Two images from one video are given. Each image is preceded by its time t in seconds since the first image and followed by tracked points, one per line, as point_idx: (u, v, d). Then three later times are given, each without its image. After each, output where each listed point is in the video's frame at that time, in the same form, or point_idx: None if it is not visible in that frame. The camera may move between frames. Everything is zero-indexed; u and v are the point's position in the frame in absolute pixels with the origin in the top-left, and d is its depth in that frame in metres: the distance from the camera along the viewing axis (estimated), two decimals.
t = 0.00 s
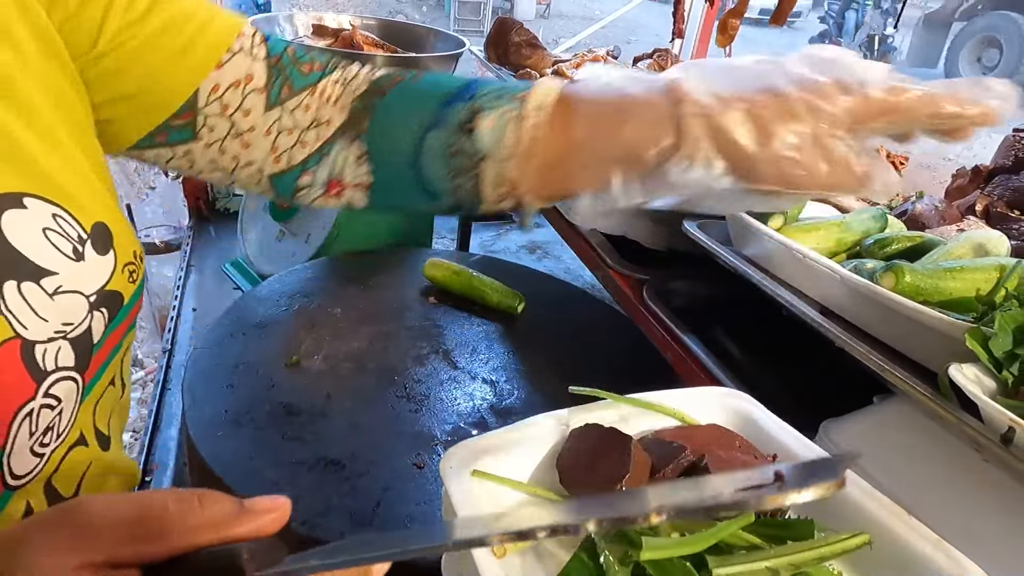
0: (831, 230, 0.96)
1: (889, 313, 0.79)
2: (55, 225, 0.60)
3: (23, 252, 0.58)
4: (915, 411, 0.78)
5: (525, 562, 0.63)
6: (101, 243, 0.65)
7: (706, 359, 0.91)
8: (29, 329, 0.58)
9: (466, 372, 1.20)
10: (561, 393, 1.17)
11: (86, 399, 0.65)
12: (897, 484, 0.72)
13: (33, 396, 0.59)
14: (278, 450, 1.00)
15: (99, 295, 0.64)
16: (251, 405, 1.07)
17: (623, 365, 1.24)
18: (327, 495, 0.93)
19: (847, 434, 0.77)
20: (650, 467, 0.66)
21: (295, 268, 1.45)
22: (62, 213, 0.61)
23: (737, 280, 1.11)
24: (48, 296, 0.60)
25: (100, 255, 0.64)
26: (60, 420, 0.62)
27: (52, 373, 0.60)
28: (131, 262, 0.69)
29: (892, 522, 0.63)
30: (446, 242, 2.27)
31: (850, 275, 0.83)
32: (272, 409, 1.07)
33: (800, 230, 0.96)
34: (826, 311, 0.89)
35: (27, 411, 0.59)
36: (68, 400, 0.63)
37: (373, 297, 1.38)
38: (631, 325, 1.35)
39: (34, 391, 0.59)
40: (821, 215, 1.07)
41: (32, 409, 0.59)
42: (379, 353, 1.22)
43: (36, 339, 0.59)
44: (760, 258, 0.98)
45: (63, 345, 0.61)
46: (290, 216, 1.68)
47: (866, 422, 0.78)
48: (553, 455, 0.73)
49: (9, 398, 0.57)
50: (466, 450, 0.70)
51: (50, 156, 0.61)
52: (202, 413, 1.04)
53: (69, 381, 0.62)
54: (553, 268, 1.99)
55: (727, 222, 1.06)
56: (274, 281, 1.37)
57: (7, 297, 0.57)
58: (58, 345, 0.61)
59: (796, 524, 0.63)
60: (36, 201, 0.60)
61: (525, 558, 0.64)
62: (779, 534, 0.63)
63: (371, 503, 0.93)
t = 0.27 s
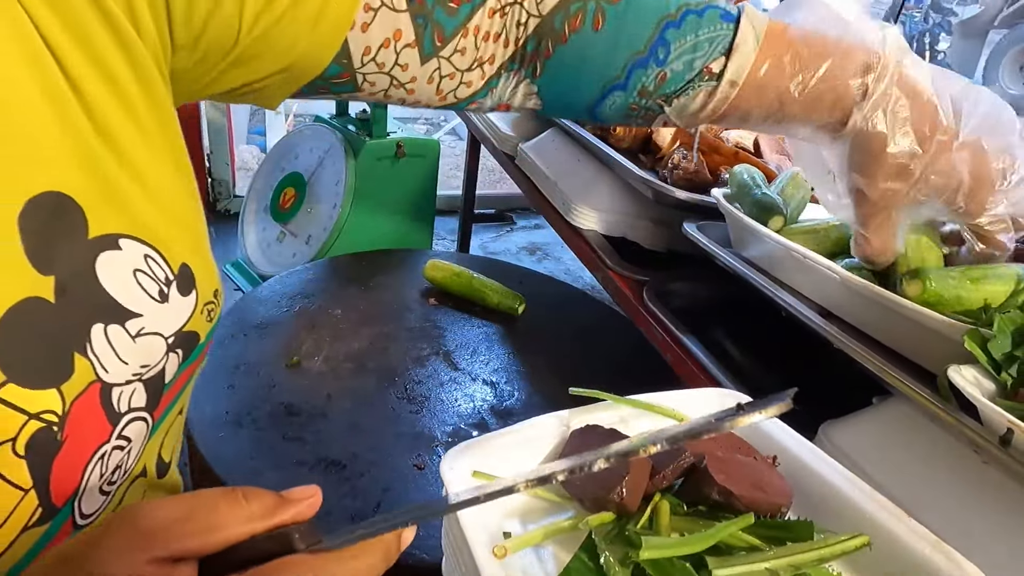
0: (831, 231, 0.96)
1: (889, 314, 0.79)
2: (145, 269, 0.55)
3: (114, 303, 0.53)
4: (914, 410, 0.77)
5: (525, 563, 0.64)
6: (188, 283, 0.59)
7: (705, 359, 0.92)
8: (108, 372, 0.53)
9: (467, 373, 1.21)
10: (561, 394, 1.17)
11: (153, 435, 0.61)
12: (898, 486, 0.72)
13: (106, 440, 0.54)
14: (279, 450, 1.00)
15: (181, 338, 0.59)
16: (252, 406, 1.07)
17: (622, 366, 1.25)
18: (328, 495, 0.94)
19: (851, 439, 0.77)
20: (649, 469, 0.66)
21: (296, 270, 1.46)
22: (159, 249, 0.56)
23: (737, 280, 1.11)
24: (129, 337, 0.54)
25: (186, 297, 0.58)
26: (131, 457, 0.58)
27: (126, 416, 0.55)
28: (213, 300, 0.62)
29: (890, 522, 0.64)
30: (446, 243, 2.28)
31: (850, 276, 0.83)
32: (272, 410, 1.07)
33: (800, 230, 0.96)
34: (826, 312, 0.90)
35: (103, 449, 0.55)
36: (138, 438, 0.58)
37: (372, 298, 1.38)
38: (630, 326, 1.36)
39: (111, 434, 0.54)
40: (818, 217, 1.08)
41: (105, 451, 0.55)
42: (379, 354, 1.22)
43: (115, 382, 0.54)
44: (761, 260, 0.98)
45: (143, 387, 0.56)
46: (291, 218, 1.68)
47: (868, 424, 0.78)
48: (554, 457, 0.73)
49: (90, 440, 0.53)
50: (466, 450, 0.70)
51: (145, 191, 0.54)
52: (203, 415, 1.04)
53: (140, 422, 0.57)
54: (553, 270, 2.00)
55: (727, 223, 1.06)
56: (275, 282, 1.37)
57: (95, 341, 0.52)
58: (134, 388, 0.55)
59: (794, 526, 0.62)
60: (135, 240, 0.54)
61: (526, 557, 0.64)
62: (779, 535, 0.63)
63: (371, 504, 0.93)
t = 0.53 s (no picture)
0: (832, 233, 0.96)
1: (890, 317, 0.79)
2: (161, 260, 0.61)
3: (140, 288, 0.59)
4: (915, 411, 0.77)
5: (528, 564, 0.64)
6: (197, 269, 0.66)
7: (707, 361, 0.92)
8: (148, 356, 0.60)
9: (468, 374, 1.21)
10: (563, 395, 1.17)
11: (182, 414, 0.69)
12: (898, 486, 0.73)
13: (146, 419, 0.61)
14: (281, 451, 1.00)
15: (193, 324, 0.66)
16: (254, 406, 1.07)
17: (622, 367, 1.25)
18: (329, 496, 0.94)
19: (853, 442, 0.77)
20: (650, 470, 0.66)
21: (298, 271, 1.46)
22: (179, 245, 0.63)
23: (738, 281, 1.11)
24: (160, 320, 0.61)
25: (197, 280, 0.66)
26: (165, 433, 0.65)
27: (163, 394, 0.63)
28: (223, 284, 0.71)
29: (891, 524, 0.64)
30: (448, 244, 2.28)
31: (851, 278, 0.83)
32: (274, 411, 1.07)
33: (801, 232, 0.96)
34: (828, 314, 0.90)
35: (144, 429, 0.61)
36: (170, 415, 0.65)
37: (374, 300, 1.38)
38: (632, 327, 1.36)
39: (149, 412, 0.61)
40: (820, 219, 1.07)
41: (146, 428, 0.62)
42: (381, 355, 1.22)
43: (153, 363, 0.61)
44: (762, 262, 0.98)
45: (174, 367, 0.64)
46: (293, 219, 1.68)
47: (870, 425, 0.78)
48: (556, 457, 0.74)
49: (134, 420, 0.59)
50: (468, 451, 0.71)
51: (143, 175, 0.59)
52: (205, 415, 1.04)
53: (172, 399, 0.65)
54: (555, 271, 2.00)
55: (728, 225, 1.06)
56: (277, 284, 1.38)
57: (133, 326, 0.58)
58: (168, 367, 0.63)
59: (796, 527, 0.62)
60: (150, 231, 0.60)
61: (527, 558, 0.64)
62: (781, 537, 0.63)
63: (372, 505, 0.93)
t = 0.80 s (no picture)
0: (835, 234, 0.96)
1: (893, 318, 0.79)
2: (94, 206, 0.72)
3: (76, 220, 0.68)
4: (919, 413, 0.76)
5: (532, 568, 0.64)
6: (123, 219, 0.76)
7: (711, 363, 0.92)
8: (108, 286, 0.69)
9: (471, 376, 1.21)
10: (566, 398, 1.17)
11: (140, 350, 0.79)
12: (902, 488, 0.73)
13: (116, 339, 0.69)
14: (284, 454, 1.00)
15: (137, 263, 0.76)
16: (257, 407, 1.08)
17: (626, 369, 1.25)
18: (333, 498, 0.94)
19: (857, 444, 0.77)
20: (654, 473, 0.66)
21: (300, 273, 1.46)
22: (125, 199, 0.80)
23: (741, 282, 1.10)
24: (108, 256, 0.71)
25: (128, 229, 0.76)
26: (130, 358, 0.73)
27: (125, 322, 0.71)
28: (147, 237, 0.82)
29: (895, 526, 0.64)
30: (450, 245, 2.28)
31: (854, 279, 0.83)
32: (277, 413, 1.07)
33: (805, 234, 0.96)
34: (831, 315, 0.89)
35: (115, 351, 0.69)
36: (133, 343, 0.73)
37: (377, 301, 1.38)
38: (635, 329, 1.35)
39: (117, 334, 0.69)
40: (823, 220, 1.07)
41: (119, 349, 0.70)
42: (384, 357, 1.22)
43: (113, 292, 0.70)
44: (765, 263, 0.98)
45: (129, 298, 0.73)
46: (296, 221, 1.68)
47: (873, 427, 0.78)
48: (558, 459, 0.74)
49: (107, 343, 0.67)
50: (471, 453, 0.70)
51: None
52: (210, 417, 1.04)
53: (130, 330, 0.73)
54: (557, 272, 2.00)
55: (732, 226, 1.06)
56: (279, 286, 1.38)
57: (88, 258, 0.68)
58: (125, 299, 0.72)
59: (799, 528, 0.62)
60: (75, 181, 0.72)
61: (532, 561, 0.64)
62: (785, 539, 0.63)
63: (376, 507, 0.93)
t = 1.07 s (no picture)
0: (838, 234, 0.96)
1: (897, 317, 0.79)
2: (35, 165, 0.75)
3: (21, 177, 0.71)
4: (923, 413, 0.76)
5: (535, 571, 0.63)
6: (65, 181, 0.80)
7: (713, 364, 0.91)
8: (58, 235, 0.73)
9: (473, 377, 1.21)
10: (568, 399, 1.17)
11: (97, 305, 0.83)
12: (907, 490, 0.72)
13: (71, 281, 0.73)
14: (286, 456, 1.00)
15: (82, 220, 0.79)
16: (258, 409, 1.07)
17: (627, 370, 1.25)
18: (335, 501, 0.94)
19: (861, 444, 0.77)
20: (657, 475, 0.65)
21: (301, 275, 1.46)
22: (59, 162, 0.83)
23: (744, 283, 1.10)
24: (54, 211, 0.74)
25: (71, 189, 0.80)
26: (84, 302, 0.77)
27: (76, 269, 0.75)
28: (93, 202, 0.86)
29: (900, 527, 0.63)
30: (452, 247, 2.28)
31: (858, 279, 0.82)
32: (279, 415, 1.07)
33: (807, 234, 0.96)
34: (834, 315, 0.89)
35: (69, 291, 0.72)
36: (86, 290, 0.78)
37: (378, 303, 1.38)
38: (637, 329, 1.35)
39: (70, 276, 0.73)
40: (826, 220, 1.07)
41: (73, 291, 0.74)
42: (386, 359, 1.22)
43: (64, 242, 0.73)
44: (768, 263, 0.97)
45: (80, 250, 0.77)
46: (297, 222, 1.68)
47: (877, 427, 0.78)
48: (561, 461, 0.73)
49: (60, 282, 0.70)
50: (474, 456, 0.70)
51: None
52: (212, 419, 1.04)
53: (83, 277, 0.77)
54: (559, 272, 2.00)
55: (734, 227, 1.05)
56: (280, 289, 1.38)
57: (35, 209, 0.71)
58: (76, 249, 0.76)
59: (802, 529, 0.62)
60: (14, 145, 0.74)
61: (535, 563, 0.64)
62: (788, 540, 0.63)
63: (378, 509, 0.93)
